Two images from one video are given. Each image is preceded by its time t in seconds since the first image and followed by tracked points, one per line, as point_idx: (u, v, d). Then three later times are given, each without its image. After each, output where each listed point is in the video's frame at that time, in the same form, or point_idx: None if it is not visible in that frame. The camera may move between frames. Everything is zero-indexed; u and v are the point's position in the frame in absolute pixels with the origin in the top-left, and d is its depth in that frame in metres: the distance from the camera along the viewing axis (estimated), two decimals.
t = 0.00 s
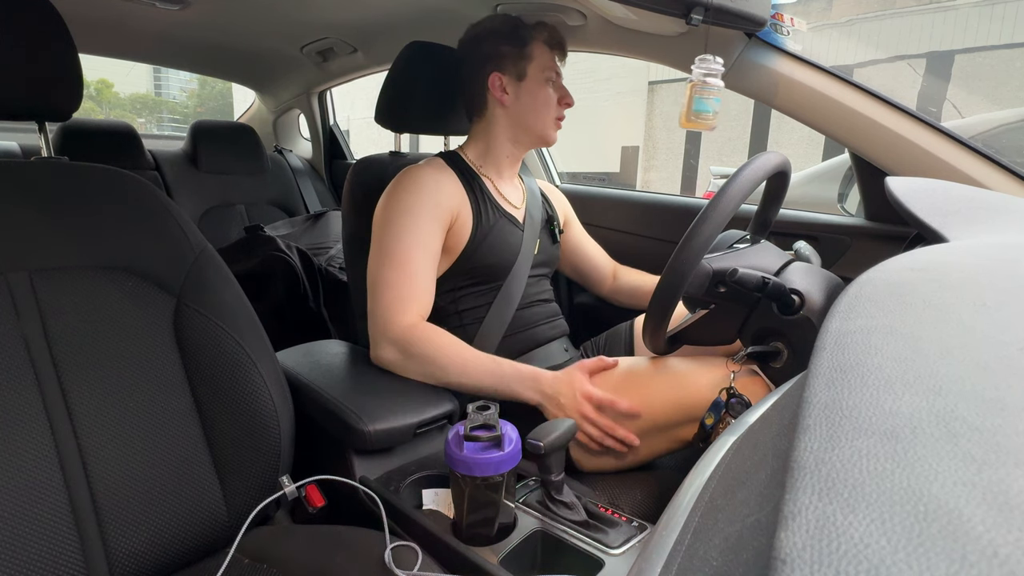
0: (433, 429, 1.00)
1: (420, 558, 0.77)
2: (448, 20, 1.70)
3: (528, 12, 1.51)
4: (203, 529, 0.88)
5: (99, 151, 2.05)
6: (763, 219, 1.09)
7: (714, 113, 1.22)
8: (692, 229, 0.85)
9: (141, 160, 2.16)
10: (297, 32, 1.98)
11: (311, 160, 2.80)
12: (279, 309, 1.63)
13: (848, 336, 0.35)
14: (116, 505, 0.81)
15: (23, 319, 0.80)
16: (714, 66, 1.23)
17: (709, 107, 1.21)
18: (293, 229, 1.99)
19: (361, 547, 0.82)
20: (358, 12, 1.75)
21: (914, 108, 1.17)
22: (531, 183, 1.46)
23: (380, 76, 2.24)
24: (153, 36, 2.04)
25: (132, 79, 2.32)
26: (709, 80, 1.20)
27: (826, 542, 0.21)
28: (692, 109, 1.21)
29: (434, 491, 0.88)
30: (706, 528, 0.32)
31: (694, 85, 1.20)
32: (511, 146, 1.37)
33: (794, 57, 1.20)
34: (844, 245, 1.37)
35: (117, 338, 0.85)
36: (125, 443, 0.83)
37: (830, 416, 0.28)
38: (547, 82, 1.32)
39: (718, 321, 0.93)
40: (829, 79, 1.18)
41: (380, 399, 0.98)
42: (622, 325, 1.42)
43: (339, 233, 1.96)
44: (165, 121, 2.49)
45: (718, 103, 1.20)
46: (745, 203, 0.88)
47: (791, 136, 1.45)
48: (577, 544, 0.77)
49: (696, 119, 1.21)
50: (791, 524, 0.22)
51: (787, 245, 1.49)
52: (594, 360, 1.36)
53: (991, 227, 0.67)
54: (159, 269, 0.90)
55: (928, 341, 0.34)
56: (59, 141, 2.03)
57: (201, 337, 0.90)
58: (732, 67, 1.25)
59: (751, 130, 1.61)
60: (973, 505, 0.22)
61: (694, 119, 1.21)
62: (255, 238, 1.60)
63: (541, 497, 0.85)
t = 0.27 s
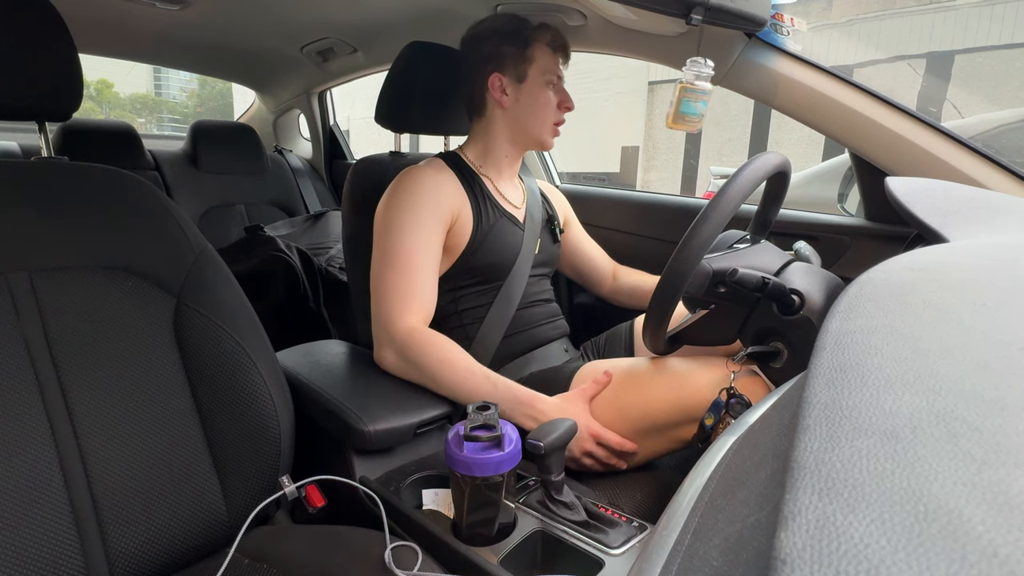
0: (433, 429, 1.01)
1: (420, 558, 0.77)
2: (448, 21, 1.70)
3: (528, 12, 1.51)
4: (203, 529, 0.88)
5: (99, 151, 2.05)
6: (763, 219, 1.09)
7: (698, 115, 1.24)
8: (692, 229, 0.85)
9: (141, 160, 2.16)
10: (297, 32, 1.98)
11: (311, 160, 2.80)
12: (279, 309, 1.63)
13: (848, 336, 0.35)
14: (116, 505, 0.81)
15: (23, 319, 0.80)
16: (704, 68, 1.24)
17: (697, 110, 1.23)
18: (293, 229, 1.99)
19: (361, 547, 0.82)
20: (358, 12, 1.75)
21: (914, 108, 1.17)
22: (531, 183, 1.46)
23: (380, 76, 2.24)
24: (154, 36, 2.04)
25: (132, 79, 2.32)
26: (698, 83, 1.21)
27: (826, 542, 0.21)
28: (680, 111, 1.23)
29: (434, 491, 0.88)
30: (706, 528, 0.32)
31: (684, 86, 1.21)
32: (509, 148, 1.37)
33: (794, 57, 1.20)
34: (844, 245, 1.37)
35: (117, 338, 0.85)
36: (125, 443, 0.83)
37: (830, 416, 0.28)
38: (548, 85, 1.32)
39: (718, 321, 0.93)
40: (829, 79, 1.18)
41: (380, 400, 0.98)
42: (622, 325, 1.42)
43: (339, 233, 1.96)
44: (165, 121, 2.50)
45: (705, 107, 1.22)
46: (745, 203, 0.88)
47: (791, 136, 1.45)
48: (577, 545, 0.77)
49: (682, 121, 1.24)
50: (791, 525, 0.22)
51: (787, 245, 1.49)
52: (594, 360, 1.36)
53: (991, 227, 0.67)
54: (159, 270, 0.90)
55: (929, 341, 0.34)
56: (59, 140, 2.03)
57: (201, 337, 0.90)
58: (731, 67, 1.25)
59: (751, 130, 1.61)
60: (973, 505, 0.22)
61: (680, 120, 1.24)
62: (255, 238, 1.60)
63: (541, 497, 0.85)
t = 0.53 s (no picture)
0: (433, 429, 1.01)
1: (420, 559, 0.77)
2: (448, 21, 1.70)
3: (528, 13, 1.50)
4: (203, 528, 0.88)
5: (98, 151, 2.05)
6: (764, 219, 1.09)
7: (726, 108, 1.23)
8: (692, 229, 0.85)
9: (141, 160, 2.16)
10: (297, 32, 1.98)
11: (311, 160, 2.80)
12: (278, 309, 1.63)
13: (848, 336, 0.35)
14: (116, 505, 0.81)
15: (23, 319, 0.80)
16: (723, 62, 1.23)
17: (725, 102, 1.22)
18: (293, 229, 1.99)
19: (361, 547, 0.82)
20: (357, 12, 1.75)
21: (914, 108, 1.17)
22: (531, 183, 1.46)
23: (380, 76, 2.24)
24: (154, 36, 2.04)
25: (132, 79, 2.32)
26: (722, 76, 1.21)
27: (826, 542, 0.21)
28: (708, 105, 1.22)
29: (434, 491, 0.88)
30: (706, 528, 0.32)
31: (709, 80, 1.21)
32: (513, 149, 1.37)
33: (794, 57, 1.20)
34: (844, 245, 1.37)
35: (117, 338, 0.85)
36: (125, 443, 0.83)
37: (830, 416, 0.28)
38: (558, 92, 1.33)
39: (718, 322, 0.93)
40: (829, 79, 1.18)
41: (380, 400, 0.98)
42: (622, 325, 1.42)
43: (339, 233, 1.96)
44: (165, 121, 2.49)
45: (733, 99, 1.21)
46: (745, 203, 0.88)
47: (791, 136, 1.44)
48: (577, 545, 0.77)
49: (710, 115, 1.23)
50: (791, 525, 0.22)
51: (787, 245, 1.49)
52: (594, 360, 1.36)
53: (991, 227, 0.67)
54: (159, 270, 0.90)
55: (929, 341, 0.34)
56: (59, 140, 2.03)
57: (201, 337, 0.90)
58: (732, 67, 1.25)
59: (751, 130, 1.61)
60: (973, 505, 0.22)
61: (709, 115, 1.23)
62: (255, 238, 1.60)
63: (541, 497, 0.85)
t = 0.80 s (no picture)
0: (433, 429, 1.01)
1: (420, 559, 0.77)
2: (448, 21, 1.70)
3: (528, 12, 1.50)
4: (203, 528, 0.88)
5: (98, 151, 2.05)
6: (764, 220, 1.09)
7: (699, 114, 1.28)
8: (692, 229, 0.85)
9: (141, 160, 2.16)
10: (297, 32, 1.98)
11: (311, 160, 2.80)
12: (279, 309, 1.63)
13: (848, 336, 0.35)
14: (116, 505, 0.81)
15: (23, 319, 0.80)
16: (703, 69, 1.26)
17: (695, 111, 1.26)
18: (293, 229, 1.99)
19: (361, 547, 0.82)
20: (357, 12, 1.75)
21: (914, 108, 1.17)
22: (531, 183, 1.46)
23: (380, 76, 2.24)
24: (153, 36, 2.04)
25: (132, 79, 2.32)
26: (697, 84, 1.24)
27: (827, 542, 0.21)
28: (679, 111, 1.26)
29: (434, 491, 0.88)
30: (706, 528, 0.32)
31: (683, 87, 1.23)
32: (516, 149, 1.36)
33: (794, 57, 1.20)
34: (844, 245, 1.37)
35: (117, 338, 0.85)
36: (125, 443, 0.83)
37: (830, 416, 0.28)
38: (560, 92, 1.33)
39: (718, 321, 0.93)
40: (829, 79, 1.18)
41: (380, 400, 0.98)
42: (622, 326, 1.42)
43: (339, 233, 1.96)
44: (165, 121, 2.50)
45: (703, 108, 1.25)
46: (745, 203, 0.88)
47: (791, 136, 1.45)
48: (577, 545, 0.77)
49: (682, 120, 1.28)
50: (791, 525, 0.22)
51: (787, 245, 1.49)
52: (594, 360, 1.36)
53: (991, 227, 0.67)
54: (159, 269, 0.90)
55: (929, 341, 0.34)
56: (59, 140, 2.03)
57: (201, 337, 0.90)
58: (731, 68, 1.25)
59: (751, 130, 1.61)
60: (973, 505, 0.22)
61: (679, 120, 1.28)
62: (255, 238, 1.60)
63: (541, 497, 0.85)
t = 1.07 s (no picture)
0: (433, 429, 1.01)
1: (420, 559, 0.77)
2: (448, 21, 1.70)
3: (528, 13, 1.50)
4: (203, 528, 0.88)
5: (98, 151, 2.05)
6: (763, 220, 1.09)
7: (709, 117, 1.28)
8: (692, 229, 0.85)
9: (141, 160, 2.16)
10: (296, 32, 1.98)
11: (311, 160, 2.80)
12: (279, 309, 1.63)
13: (848, 336, 0.35)
14: (117, 505, 0.81)
15: (23, 319, 0.80)
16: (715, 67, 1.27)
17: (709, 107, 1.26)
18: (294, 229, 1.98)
19: (361, 547, 0.82)
20: (357, 12, 1.75)
21: (914, 108, 1.17)
22: (531, 183, 1.46)
23: (380, 76, 2.24)
24: (153, 36, 2.04)
25: (132, 79, 2.32)
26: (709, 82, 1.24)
27: (826, 542, 0.21)
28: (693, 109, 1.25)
29: (434, 491, 0.88)
30: (706, 528, 0.32)
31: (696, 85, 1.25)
32: (514, 148, 1.36)
33: (794, 57, 1.20)
34: (844, 245, 1.37)
35: (117, 337, 0.85)
36: (125, 443, 0.83)
37: (830, 416, 0.28)
38: (556, 90, 1.32)
39: (718, 322, 0.93)
40: (829, 79, 1.18)
41: (380, 400, 0.98)
42: (622, 326, 1.42)
43: (339, 233, 1.95)
44: (165, 121, 2.50)
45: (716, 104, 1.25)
46: (745, 203, 0.88)
47: (791, 136, 1.45)
48: (577, 545, 0.77)
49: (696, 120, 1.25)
50: (791, 524, 0.22)
51: (787, 245, 1.49)
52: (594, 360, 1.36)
53: (991, 227, 0.67)
54: (159, 269, 0.90)
55: (929, 341, 0.34)
56: (59, 140, 2.03)
57: (201, 337, 0.90)
58: (732, 68, 1.25)
59: (751, 130, 1.61)
60: (973, 505, 0.22)
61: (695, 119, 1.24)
62: (255, 237, 1.60)
63: (541, 497, 0.85)
